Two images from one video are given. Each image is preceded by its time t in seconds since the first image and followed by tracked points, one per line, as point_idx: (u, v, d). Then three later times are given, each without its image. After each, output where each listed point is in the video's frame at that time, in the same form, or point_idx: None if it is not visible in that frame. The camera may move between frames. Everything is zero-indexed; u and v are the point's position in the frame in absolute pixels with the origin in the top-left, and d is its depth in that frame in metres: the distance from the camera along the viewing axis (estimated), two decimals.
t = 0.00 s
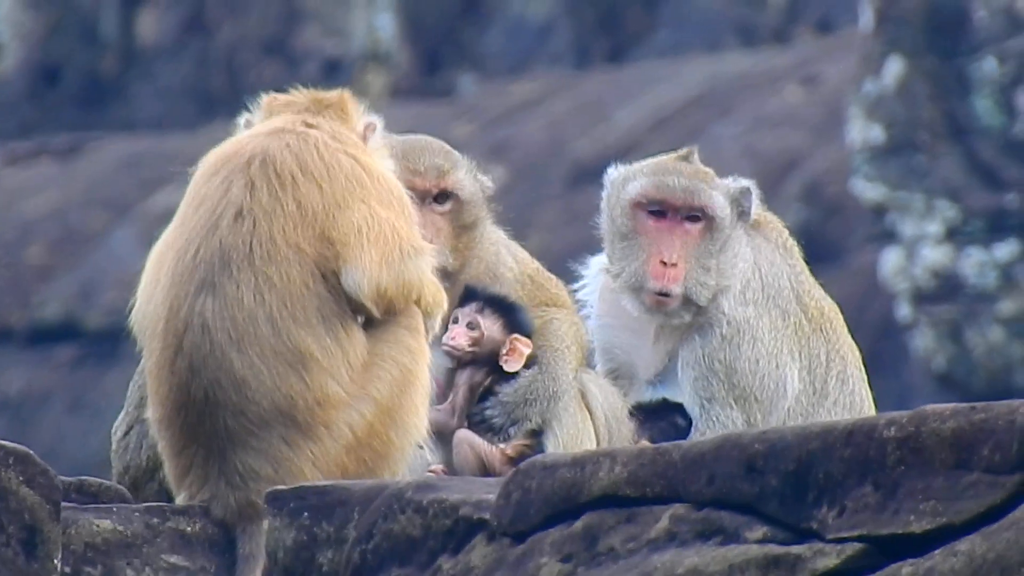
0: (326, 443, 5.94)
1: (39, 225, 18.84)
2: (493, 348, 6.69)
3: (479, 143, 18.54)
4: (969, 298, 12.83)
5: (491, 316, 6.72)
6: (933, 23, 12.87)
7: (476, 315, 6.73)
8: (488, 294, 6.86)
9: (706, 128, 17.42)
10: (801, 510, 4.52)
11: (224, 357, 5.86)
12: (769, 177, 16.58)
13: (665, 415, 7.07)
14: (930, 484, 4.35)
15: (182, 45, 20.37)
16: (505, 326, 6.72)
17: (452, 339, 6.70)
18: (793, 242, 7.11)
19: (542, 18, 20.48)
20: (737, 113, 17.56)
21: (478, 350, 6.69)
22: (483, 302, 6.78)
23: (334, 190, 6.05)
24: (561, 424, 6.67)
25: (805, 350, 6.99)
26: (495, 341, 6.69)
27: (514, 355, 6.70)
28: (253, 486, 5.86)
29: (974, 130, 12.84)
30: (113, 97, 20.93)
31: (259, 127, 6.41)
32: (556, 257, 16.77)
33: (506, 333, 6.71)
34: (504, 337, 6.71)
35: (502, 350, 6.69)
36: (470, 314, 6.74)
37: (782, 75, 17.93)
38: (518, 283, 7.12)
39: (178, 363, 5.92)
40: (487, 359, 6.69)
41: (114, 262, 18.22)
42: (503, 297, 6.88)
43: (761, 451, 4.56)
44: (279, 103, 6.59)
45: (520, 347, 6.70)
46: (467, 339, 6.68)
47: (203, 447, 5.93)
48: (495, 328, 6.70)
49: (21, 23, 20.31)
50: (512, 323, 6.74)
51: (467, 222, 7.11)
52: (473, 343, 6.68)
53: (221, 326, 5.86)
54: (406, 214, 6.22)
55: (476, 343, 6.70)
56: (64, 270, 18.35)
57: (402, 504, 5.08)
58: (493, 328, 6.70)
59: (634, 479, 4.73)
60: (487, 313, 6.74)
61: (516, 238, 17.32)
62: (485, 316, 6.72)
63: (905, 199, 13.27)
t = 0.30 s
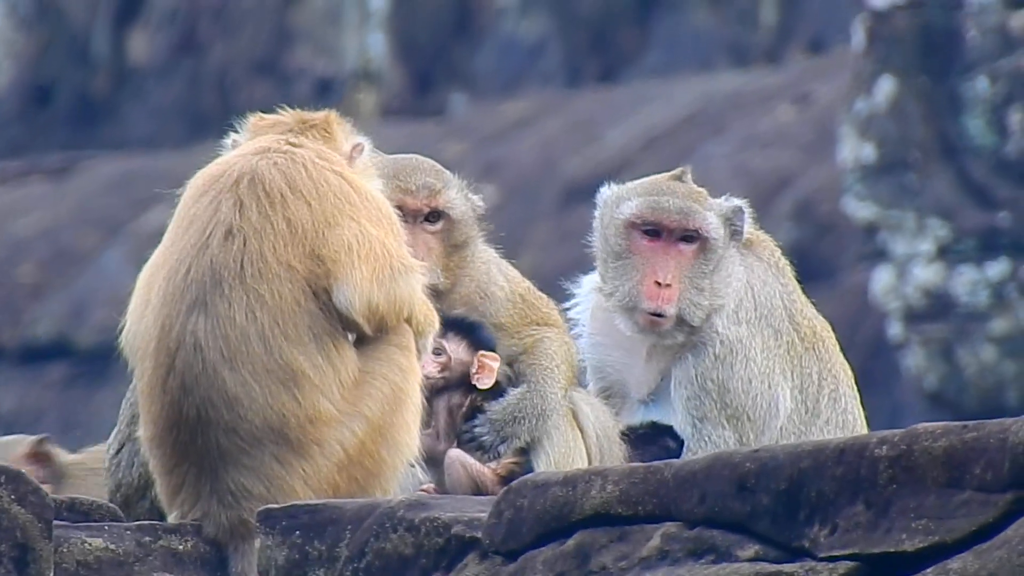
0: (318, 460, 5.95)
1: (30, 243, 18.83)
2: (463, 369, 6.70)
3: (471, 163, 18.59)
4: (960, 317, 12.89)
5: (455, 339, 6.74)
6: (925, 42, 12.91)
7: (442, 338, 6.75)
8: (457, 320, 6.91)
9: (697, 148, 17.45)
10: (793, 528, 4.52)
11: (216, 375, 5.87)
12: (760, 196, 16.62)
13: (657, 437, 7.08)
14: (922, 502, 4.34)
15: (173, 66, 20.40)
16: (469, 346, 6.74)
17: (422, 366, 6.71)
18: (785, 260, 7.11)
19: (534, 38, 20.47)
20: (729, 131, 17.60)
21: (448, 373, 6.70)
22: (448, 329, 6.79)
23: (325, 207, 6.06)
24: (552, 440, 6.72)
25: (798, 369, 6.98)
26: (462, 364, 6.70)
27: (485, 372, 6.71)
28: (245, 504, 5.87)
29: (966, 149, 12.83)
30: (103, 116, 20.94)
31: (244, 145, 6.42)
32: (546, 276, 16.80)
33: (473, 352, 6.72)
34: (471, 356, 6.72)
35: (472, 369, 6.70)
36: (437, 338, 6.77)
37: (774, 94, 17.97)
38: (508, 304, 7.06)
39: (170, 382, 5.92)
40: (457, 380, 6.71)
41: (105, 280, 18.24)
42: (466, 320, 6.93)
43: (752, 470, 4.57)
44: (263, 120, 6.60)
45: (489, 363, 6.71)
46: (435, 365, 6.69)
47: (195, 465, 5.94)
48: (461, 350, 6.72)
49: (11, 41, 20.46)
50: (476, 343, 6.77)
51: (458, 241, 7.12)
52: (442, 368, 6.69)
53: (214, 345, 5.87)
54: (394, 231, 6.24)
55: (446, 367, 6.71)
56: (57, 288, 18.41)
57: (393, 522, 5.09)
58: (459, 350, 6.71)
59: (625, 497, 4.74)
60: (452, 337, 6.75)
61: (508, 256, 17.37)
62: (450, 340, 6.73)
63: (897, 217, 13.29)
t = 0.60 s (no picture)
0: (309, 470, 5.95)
1: (26, 250, 18.83)
2: (463, 375, 6.69)
3: (466, 170, 18.57)
4: (953, 325, 12.94)
5: (456, 344, 6.73)
6: (921, 49, 12.89)
7: (441, 345, 6.73)
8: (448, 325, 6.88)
9: (691, 156, 17.44)
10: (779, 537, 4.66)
11: (208, 383, 5.86)
12: (756, 204, 16.58)
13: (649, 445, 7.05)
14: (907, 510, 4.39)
15: (168, 73, 20.33)
16: (470, 352, 6.73)
17: (423, 372, 6.69)
18: (780, 268, 7.12)
19: (529, 44, 20.48)
20: (725, 139, 17.62)
21: (448, 379, 6.68)
22: (447, 334, 6.78)
23: (319, 215, 6.06)
24: (543, 448, 6.75)
25: (791, 376, 6.99)
26: (463, 369, 6.69)
27: (484, 379, 6.73)
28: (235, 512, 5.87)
29: (963, 155, 12.78)
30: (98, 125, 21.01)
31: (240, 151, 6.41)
32: (540, 283, 16.78)
33: (473, 358, 6.72)
34: (471, 362, 6.72)
35: (472, 375, 6.71)
36: (434, 345, 6.74)
37: (770, 101, 17.95)
38: (503, 312, 7.10)
39: (162, 389, 5.89)
40: (457, 387, 6.68)
41: (100, 287, 18.23)
42: (464, 327, 6.89)
43: (742, 478, 4.68)
44: (259, 128, 6.61)
45: (490, 370, 6.73)
46: (436, 370, 6.68)
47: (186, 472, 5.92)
48: (462, 355, 6.71)
49: (7, 51, 20.30)
50: (477, 348, 6.76)
51: (452, 249, 7.07)
52: (444, 373, 6.67)
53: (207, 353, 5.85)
54: (388, 240, 6.23)
55: (446, 373, 6.69)
56: (52, 295, 18.41)
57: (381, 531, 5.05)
58: (461, 355, 6.70)
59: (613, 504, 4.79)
60: (452, 343, 6.74)
61: (504, 263, 17.38)
62: (450, 345, 6.73)
63: (892, 223, 13.28)
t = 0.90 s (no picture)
0: (324, 466, 5.96)
1: (37, 247, 18.88)
2: (489, 371, 6.71)
3: (476, 166, 18.57)
4: (966, 322, 12.83)
5: (486, 341, 6.74)
6: (930, 46, 12.88)
7: (471, 341, 6.76)
8: (484, 321, 6.87)
9: (701, 153, 17.45)
10: (798, 533, 4.51)
11: (223, 380, 5.88)
12: (767, 201, 16.61)
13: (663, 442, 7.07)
14: (927, 507, 4.34)
15: (178, 70, 20.34)
16: (500, 351, 6.73)
17: (447, 366, 6.73)
18: (792, 263, 7.13)
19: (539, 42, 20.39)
20: (734, 136, 17.60)
21: (473, 376, 6.71)
22: (478, 328, 6.79)
23: (331, 211, 6.08)
24: (558, 446, 6.72)
25: (807, 373, 7.01)
26: (491, 366, 6.71)
27: (512, 380, 6.71)
28: (251, 510, 5.88)
29: (971, 153, 12.83)
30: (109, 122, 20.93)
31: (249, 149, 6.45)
32: (552, 280, 16.79)
33: (503, 358, 6.72)
34: (500, 361, 6.72)
35: (499, 374, 6.71)
36: (464, 340, 6.77)
37: (779, 98, 17.96)
38: (518, 309, 7.11)
39: (177, 387, 5.93)
40: (482, 385, 6.71)
41: (111, 285, 18.24)
42: (500, 322, 6.89)
43: (758, 475, 4.56)
44: (265, 126, 6.65)
45: (518, 372, 6.72)
46: (461, 365, 6.72)
47: (201, 469, 5.95)
48: (490, 353, 6.72)
49: (16, 46, 19.99)
50: (508, 348, 6.74)
51: (467, 248, 7.13)
52: (468, 369, 6.71)
53: (221, 349, 5.88)
54: (400, 235, 6.26)
55: (471, 369, 6.72)
56: (62, 293, 18.40)
57: (400, 528, 5.09)
58: (489, 353, 6.72)
59: (630, 503, 4.74)
60: (482, 339, 6.75)
61: (514, 260, 17.35)
62: (480, 342, 6.74)
63: (903, 220, 13.31)
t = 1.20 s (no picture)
0: (332, 460, 5.97)
1: (43, 244, 18.88)
2: (492, 369, 6.71)
3: (482, 162, 18.56)
4: (973, 317, 12.78)
5: (489, 338, 6.73)
6: (937, 41, 12.86)
7: (474, 337, 6.75)
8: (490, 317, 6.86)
9: (708, 149, 17.43)
10: (805, 528, 4.51)
11: (231, 375, 5.89)
12: (772, 196, 16.62)
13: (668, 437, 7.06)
14: (934, 502, 4.35)
15: (185, 66, 20.35)
16: (503, 349, 6.73)
17: (449, 364, 6.73)
18: (798, 257, 7.13)
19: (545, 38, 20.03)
20: (740, 132, 17.57)
21: (474, 376, 6.71)
22: (482, 326, 6.78)
23: (335, 203, 6.09)
24: (564, 441, 6.77)
25: (814, 367, 7.02)
26: (494, 364, 6.71)
27: (513, 379, 6.73)
28: (260, 505, 5.89)
29: (978, 147, 12.91)
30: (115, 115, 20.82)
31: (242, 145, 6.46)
32: (559, 276, 16.78)
33: (506, 356, 6.73)
34: (504, 359, 6.73)
35: (501, 373, 6.72)
36: (468, 336, 6.76)
37: (786, 93, 17.92)
38: (525, 305, 7.14)
39: (184, 383, 5.93)
40: (484, 384, 6.71)
41: (118, 281, 18.26)
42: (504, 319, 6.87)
43: (765, 470, 4.56)
44: (253, 124, 6.65)
45: (519, 372, 6.74)
46: (463, 362, 6.72)
47: (209, 465, 5.96)
48: (493, 351, 6.71)
49: (23, 42, 20.42)
50: (512, 346, 6.76)
51: (475, 247, 7.11)
52: (471, 367, 6.70)
53: (230, 344, 5.88)
54: (401, 227, 6.28)
55: (473, 367, 6.72)
56: (69, 290, 18.42)
57: (407, 523, 5.09)
58: (492, 350, 6.71)
59: (638, 498, 4.74)
60: (486, 336, 6.74)
61: (521, 257, 17.33)
62: (483, 339, 6.73)
63: (910, 215, 13.25)
